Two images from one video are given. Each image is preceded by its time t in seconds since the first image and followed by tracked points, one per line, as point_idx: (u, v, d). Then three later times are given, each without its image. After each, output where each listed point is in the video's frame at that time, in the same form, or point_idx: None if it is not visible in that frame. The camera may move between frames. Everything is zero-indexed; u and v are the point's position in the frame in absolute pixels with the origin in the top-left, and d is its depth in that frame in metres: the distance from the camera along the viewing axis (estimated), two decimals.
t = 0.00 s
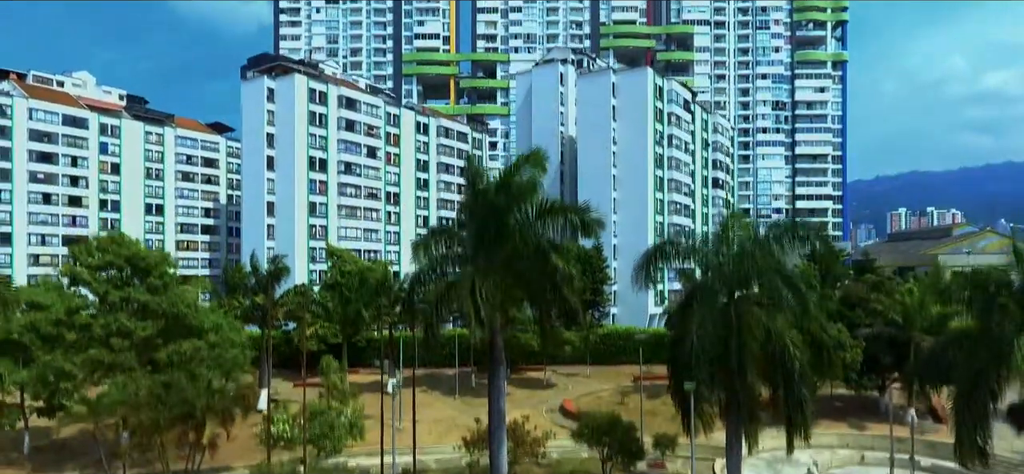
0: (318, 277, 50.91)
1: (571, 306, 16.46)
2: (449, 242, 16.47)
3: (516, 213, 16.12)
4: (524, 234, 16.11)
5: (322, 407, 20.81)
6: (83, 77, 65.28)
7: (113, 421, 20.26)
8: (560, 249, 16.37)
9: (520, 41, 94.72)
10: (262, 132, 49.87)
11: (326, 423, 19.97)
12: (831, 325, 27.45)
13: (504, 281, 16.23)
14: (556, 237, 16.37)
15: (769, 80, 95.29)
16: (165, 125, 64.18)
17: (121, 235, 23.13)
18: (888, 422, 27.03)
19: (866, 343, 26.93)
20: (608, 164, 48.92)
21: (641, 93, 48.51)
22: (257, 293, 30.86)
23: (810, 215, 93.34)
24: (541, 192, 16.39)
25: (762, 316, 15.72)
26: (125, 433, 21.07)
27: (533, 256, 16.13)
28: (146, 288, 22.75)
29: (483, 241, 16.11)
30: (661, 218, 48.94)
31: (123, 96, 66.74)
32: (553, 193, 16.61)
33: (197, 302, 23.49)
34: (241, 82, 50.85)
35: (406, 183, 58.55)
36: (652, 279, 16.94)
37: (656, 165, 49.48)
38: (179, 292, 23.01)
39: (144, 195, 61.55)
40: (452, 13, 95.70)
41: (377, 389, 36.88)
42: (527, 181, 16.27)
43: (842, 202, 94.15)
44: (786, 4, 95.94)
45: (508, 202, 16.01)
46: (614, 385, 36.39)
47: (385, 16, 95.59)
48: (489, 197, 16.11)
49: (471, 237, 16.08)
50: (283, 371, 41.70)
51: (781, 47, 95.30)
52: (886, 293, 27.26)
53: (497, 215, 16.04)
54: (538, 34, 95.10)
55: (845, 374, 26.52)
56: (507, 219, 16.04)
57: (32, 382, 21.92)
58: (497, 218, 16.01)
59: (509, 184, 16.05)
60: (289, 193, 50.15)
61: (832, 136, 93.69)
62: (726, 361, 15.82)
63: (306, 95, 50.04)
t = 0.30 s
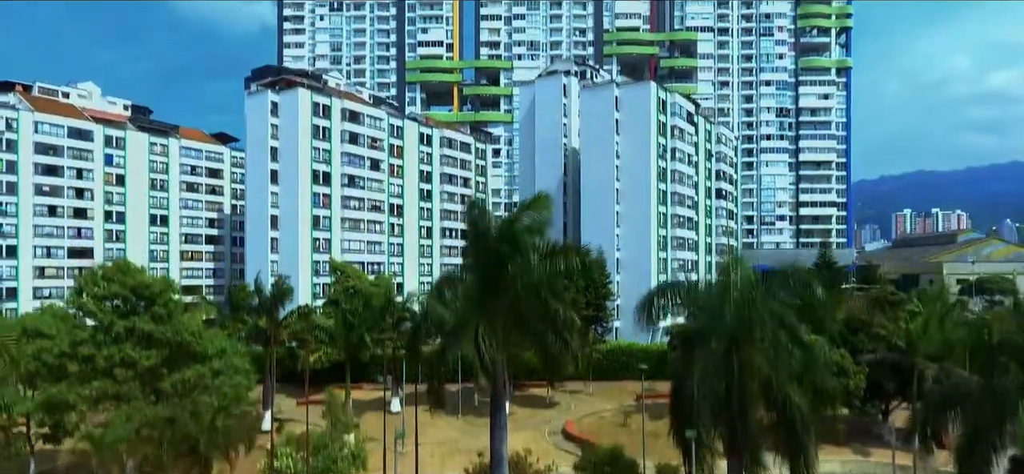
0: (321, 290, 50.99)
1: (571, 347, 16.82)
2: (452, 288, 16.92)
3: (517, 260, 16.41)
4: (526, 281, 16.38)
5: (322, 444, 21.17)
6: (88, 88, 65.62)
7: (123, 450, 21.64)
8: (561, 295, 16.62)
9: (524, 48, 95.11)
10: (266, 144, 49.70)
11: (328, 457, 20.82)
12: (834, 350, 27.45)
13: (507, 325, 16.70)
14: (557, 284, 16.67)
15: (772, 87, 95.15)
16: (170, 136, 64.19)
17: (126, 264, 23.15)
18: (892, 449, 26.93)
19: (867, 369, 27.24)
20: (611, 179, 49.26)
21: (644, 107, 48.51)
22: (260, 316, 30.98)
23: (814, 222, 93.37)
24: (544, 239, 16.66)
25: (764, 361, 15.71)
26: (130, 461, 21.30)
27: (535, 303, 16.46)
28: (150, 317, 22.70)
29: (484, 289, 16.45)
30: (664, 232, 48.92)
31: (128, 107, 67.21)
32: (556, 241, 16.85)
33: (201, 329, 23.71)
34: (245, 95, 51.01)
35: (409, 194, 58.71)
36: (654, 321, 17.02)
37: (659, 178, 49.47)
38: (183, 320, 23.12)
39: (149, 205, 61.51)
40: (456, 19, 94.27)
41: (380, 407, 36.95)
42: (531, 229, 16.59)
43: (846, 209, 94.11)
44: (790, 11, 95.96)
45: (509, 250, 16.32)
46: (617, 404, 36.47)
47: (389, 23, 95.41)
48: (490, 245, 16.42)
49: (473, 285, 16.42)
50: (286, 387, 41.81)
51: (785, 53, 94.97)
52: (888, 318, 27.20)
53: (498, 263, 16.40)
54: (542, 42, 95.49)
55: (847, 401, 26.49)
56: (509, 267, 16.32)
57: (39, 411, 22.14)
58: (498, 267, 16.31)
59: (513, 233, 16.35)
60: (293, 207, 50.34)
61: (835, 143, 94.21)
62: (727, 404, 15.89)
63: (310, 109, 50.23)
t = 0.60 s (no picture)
0: (325, 302, 51.09)
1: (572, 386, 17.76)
2: (458, 330, 17.79)
3: (519, 304, 17.14)
4: (527, 324, 17.17)
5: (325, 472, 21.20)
6: (93, 99, 65.98)
7: None
8: (561, 337, 17.60)
9: (528, 55, 95.23)
10: (269, 158, 49.99)
11: None
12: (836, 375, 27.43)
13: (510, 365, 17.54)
14: (556, 327, 17.56)
15: (776, 93, 94.89)
16: (174, 146, 64.45)
17: (132, 292, 23.51)
18: None
19: (871, 394, 27.12)
20: (613, 191, 49.16)
21: (648, 121, 48.56)
22: (263, 337, 31.15)
23: (818, 229, 93.91)
24: (542, 284, 17.46)
25: (764, 405, 15.90)
26: None
27: (536, 347, 17.30)
28: (155, 346, 22.97)
29: (487, 333, 17.26)
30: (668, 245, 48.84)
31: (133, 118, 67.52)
32: (552, 284, 17.54)
33: (205, 355, 23.96)
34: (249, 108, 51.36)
35: (412, 205, 58.78)
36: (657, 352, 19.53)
37: (662, 191, 49.40)
38: (189, 348, 23.38)
39: (153, 216, 61.83)
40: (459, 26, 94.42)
41: (382, 424, 37.06)
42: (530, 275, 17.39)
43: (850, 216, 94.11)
44: (794, 17, 95.33)
45: (511, 296, 17.04)
46: (619, 422, 36.65)
47: (392, 30, 95.22)
48: (493, 289, 17.12)
49: (478, 328, 17.27)
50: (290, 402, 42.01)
51: (789, 60, 94.69)
52: (890, 342, 27.13)
53: (502, 307, 17.14)
54: (545, 48, 95.44)
55: (849, 426, 26.46)
56: (510, 311, 17.09)
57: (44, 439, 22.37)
58: (500, 311, 17.07)
59: (512, 278, 17.08)
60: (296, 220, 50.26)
61: (840, 149, 93.87)
62: (729, 449, 15.95)
63: (313, 122, 50.30)
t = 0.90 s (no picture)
0: (330, 315, 51.32)
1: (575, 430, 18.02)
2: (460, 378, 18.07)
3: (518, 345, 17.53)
4: (533, 368, 17.53)
5: None
6: (100, 109, 66.47)
7: None
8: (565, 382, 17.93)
9: (532, 62, 95.25)
10: (275, 172, 50.67)
11: None
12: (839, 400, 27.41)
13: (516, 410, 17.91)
14: (559, 370, 17.90)
15: (781, 100, 94.59)
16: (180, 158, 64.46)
17: (140, 320, 23.79)
18: None
19: (876, 418, 27.09)
20: (618, 204, 49.01)
21: (652, 136, 48.58)
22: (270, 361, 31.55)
23: (825, 235, 93.66)
24: (543, 327, 17.84)
25: (768, 448, 16.56)
26: None
27: (541, 390, 17.64)
28: (162, 374, 23.11)
29: (491, 378, 17.68)
30: (672, 259, 48.83)
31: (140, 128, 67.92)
32: (553, 327, 18.23)
33: (213, 381, 24.12)
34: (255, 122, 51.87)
35: (417, 215, 58.90)
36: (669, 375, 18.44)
37: (666, 205, 49.39)
38: (195, 374, 23.50)
39: (160, 226, 62.03)
40: (464, 33, 95.13)
41: (386, 441, 37.23)
42: (531, 319, 17.70)
43: (855, 223, 93.86)
44: (798, 23, 95.09)
45: (515, 339, 17.37)
46: (623, 440, 36.73)
47: (397, 38, 95.38)
48: (495, 330, 17.48)
49: (482, 372, 17.71)
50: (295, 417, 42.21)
51: (794, 66, 94.28)
52: (893, 366, 27.23)
53: (504, 350, 17.49)
54: (549, 55, 95.37)
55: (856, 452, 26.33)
56: (512, 358, 17.49)
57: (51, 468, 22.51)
58: (506, 352, 17.48)
59: (515, 325, 17.42)
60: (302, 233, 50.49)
61: (845, 156, 93.63)
62: None
63: (318, 135, 50.57)
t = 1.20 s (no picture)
0: (334, 327, 51.51)
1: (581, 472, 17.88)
2: (462, 413, 18.25)
3: (519, 385, 17.95)
4: (534, 407, 17.73)
5: None
6: (105, 119, 66.72)
7: None
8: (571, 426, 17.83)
9: (535, 69, 95.10)
10: (279, 185, 50.44)
11: None
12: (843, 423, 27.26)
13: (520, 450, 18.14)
14: (562, 413, 17.90)
15: (785, 106, 94.34)
16: (184, 168, 64.56)
17: (145, 346, 23.94)
18: None
19: (881, 443, 26.50)
20: (621, 217, 48.87)
21: (655, 150, 48.55)
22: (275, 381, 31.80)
23: (829, 242, 93.56)
24: (546, 369, 17.94)
25: None
26: None
27: (544, 433, 17.64)
28: (167, 400, 23.15)
29: (495, 419, 18.04)
30: (675, 272, 48.77)
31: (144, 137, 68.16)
32: (558, 368, 18.11)
33: (216, 404, 24.06)
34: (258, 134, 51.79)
35: (420, 226, 58.97)
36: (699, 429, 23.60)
37: (670, 217, 49.29)
38: (201, 400, 23.53)
39: (164, 236, 62.19)
40: (467, 40, 95.25)
41: (390, 458, 37.28)
42: (534, 361, 18.00)
43: (859, 229, 93.64)
44: (802, 29, 94.71)
45: (515, 380, 17.85)
46: (626, 458, 36.74)
47: (400, 44, 95.41)
48: (496, 372, 18.03)
49: (485, 411, 18.03)
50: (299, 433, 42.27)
51: (798, 73, 93.96)
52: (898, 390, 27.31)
53: (505, 391, 17.99)
54: (553, 62, 95.20)
55: None
56: (511, 403, 17.92)
57: None
58: (504, 396, 17.98)
59: (517, 373, 17.91)
60: (305, 246, 50.61)
61: (849, 163, 93.40)
62: None
63: (322, 148, 50.71)
